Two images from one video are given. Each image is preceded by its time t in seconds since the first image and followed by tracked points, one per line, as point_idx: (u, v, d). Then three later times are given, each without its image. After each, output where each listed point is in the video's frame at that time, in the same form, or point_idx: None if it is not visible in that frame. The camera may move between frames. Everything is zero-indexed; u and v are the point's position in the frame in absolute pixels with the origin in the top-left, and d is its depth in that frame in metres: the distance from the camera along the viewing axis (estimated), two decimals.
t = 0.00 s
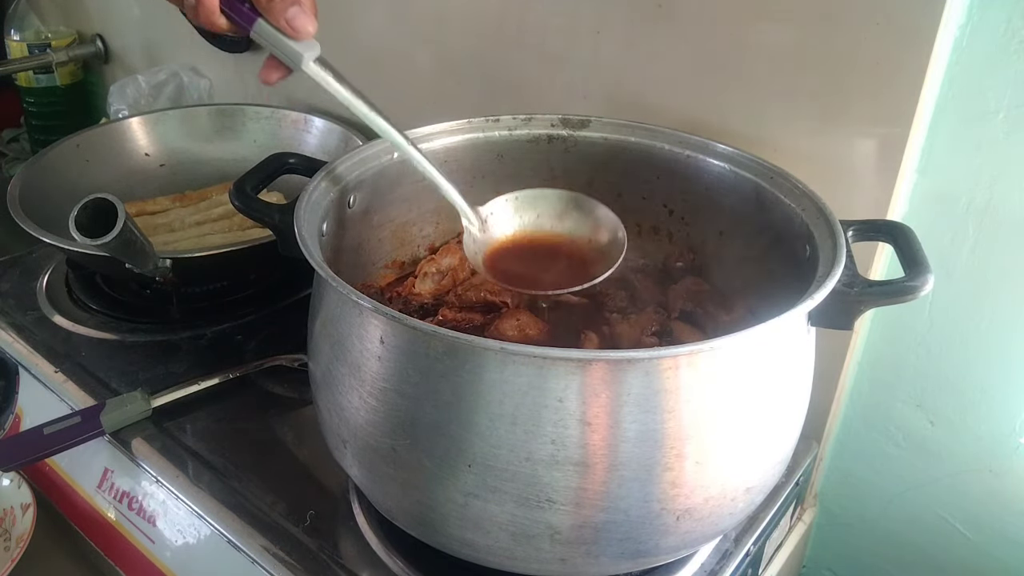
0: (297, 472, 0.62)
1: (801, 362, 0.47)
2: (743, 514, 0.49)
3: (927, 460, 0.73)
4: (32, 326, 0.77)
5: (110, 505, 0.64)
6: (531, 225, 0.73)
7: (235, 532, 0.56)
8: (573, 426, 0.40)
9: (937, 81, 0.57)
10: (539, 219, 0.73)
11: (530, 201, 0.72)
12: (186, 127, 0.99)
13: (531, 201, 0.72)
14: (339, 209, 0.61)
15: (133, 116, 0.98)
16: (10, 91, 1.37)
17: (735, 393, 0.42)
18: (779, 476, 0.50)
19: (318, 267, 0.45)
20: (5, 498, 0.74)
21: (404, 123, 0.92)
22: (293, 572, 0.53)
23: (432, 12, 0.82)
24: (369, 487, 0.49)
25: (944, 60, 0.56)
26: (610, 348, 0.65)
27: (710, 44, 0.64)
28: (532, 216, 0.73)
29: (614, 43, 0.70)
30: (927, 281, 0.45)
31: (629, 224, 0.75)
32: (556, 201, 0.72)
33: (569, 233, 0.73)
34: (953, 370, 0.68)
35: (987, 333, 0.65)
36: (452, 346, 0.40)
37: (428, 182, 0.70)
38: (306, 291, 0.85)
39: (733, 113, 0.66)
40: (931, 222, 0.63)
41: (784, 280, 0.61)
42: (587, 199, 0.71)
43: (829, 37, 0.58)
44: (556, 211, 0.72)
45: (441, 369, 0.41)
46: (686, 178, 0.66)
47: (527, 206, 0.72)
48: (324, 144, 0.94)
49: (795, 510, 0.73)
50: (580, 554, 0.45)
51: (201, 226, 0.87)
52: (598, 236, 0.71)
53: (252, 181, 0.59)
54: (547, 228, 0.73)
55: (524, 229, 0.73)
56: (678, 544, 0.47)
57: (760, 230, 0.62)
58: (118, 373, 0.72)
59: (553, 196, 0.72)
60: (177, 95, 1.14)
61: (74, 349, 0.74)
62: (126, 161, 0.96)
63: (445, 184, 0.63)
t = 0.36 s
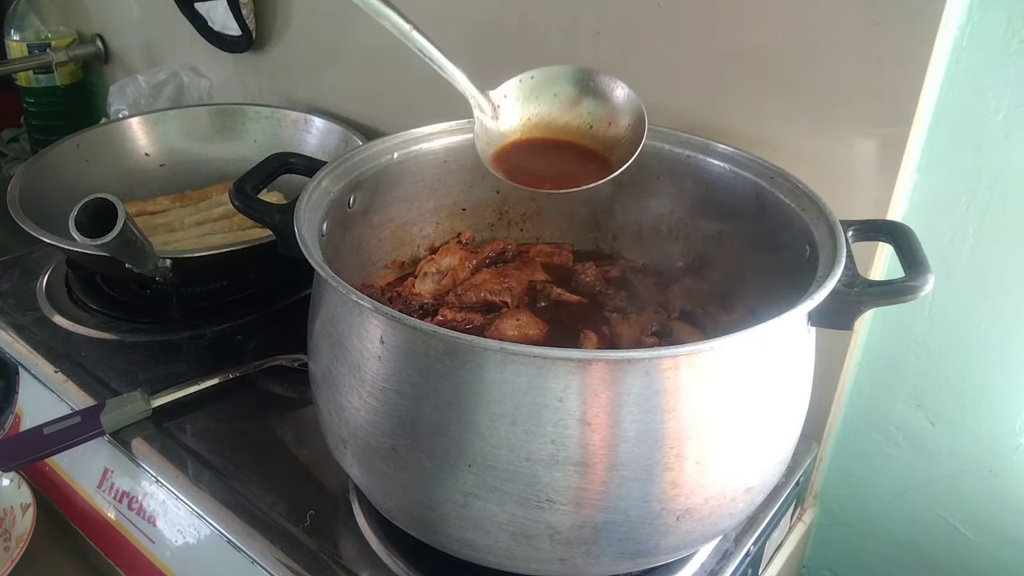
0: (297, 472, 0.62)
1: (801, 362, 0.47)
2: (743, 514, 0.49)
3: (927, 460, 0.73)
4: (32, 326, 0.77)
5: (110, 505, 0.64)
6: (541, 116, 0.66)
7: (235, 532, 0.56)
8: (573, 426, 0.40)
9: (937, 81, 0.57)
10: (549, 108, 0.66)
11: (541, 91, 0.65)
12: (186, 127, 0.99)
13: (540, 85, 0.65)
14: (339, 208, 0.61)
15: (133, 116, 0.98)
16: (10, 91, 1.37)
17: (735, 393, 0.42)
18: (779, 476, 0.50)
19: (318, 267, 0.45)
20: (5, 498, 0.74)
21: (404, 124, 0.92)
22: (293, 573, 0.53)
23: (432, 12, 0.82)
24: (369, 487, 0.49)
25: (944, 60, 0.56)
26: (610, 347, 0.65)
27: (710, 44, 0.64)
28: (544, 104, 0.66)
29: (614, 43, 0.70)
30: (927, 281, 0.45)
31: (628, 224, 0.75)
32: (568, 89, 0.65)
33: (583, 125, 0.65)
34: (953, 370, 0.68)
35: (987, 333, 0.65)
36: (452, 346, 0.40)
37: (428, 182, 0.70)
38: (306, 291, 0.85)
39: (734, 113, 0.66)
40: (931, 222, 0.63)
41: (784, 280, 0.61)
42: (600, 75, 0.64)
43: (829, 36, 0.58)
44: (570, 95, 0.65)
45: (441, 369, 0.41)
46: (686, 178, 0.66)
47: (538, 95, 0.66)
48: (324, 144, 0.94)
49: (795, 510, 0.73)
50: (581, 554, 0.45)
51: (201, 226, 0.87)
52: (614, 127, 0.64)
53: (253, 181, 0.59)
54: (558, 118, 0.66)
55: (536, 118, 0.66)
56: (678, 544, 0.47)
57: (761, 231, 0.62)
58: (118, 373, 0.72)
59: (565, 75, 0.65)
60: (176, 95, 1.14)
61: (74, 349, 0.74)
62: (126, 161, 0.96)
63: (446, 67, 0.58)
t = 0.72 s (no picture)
0: (297, 472, 0.62)
1: (801, 362, 0.47)
2: (743, 514, 0.49)
3: (927, 460, 0.73)
4: (32, 326, 0.77)
5: (110, 505, 0.64)
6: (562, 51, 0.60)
7: (235, 532, 0.56)
8: (573, 426, 0.40)
9: (937, 80, 0.57)
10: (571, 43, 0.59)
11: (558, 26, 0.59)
12: (186, 127, 0.99)
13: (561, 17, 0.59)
14: (339, 208, 0.61)
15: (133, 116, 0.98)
16: (10, 91, 1.37)
17: (735, 393, 0.42)
18: (779, 475, 0.50)
19: (318, 267, 0.45)
20: (6, 499, 0.74)
21: (404, 124, 0.92)
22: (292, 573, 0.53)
23: (433, 12, 0.82)
24: (369, 487, 0.49)
25: (944, 60, 0.56)
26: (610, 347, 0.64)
27: (711, 45, 0.64)
28: (565, 39, 0.59)
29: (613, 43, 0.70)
30: (927, 281, 0.45)
31: (628, 224, 0.75)
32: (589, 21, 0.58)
33: (604, 64, 0.59)
34: (953, 370, 0.68)
35: (987, 332, 0.65)
36: (452, 346, 0.40)
37: (428, 181, 0.70)
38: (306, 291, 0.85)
39: (733, 113, 0.66)
40: (932, 221, 0.63)
41: (784, 280, 0.61)
42: (624, 2, 0.57)
43: (829, 36, 0.58)
44: (593, 27, 0.58)
45: (441, 369, 0.41)
46: (686, 178, 0.66)
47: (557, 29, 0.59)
48: (324, 144, 0.94)
49: (795, 510, 0.73)
50: (581, 554, 0.45)
51: (201, 226, 0.87)
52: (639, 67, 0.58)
53: (253, 181, 0.59)
54: (579, 54, 0.59)
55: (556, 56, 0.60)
56: (678, 544, 0.47)
57: (761, 231, 0.62)
58: (118, 373, 0.72)
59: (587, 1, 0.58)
60: (176, 95, 1.14)
61: (74, 349, 0.74)
62: (126, 161, 0.96)
63: None
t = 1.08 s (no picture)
0: (297, 472, 0.62)
1: (801, 362, 0.47)
2: (743, 514, 0.49)
3: (927, 460, 0.73)
4: (32, 326, 0.77)
5: (110, 505, 0.64)
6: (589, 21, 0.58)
7: (235, 532, 0.56)
8: (573, 426, 0.40)
9: (937, 81, 0.57)
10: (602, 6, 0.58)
11: None
12: (186, 127, 0.99)
13: None
14: (339, 208, 0.60)
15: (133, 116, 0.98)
16: (10, 91, 1.37)
17: (735, 393, 0.42)
18: (778, 476, 0.50)
19: (318, 267, 0.45)
20: (5, 499, 0.74)
21: (404, 124, 0.92)
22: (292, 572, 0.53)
23: (433, 12, 0.82)
24: (369, 487, 0.49)
25: (944, 60, 0.56)
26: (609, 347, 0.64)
27: (711, 45, 0.64)
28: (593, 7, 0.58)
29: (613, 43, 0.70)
30: (927, 281, 0.45)
31: (628, 223, 0.75)
32: None
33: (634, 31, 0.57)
34: (953, 371, 0.68)
35: (986, 332, 0.65)
36: (452, 346, 0.40)
37: (428, 181, 0.70)
38: (306, 291, 0.85)
39: (733, 113, 0.66)
40: (932, 222, 0.63)
41: (784, 280, 0.61)
42: None
43: (829, 36, 0.58)
44: None
45: (441, 369, 0.41)
46: (686, 178, 0.67)
47: None
48: (324, 144, 0.94)
49: (795, 510, 0.73)
50: (581, 554, 0.45)
51: (201, 226, 0.87)
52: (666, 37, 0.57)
53: (252, 181, 0.59)
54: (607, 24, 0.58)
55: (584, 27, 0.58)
56: (678, 544, 0.47)
57: (761, 230, 0.62)
58: (118, 373, 0.72)
59: None
60: (176, 95, 1.14)
61: (74, 349, 0.74)
62: (126, 161, 0.96)
63: None
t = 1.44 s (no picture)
0: (297, 472, 0.62)
1: (801, 362, 0.47)
2: (743, 514, 0.49)
3: (927, 460, 0.73)
4: (33, 325, 0.77)
5: (110, 505, 0.65)
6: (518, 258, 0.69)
7: (235, 532, 0.56)
8: (573, 426, 0.40)
9: (937, 81, 0.57)
10: (531, 246, 0.69)
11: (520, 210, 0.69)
12: (186, 128, 0.99)
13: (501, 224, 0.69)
14: (339, 209, 0.60)
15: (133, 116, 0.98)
16: (10, 91, 1.37)
17: (735, 393, 0.42)
18: (779, 476, 0.50)
19: (318, 267, 0.45)
20: (5, 498, 0.74)
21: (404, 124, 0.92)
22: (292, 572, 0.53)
23: (432, 13, 0.82)
24: (369, 487, 0.49)
25: (944, 61, 0.56)
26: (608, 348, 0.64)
27: (711, 45, 0.64)
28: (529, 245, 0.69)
29: (614, 43, 0.70)
30: (927, 281, 0.45)
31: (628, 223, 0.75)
32: (553, 224, 0.69)
33: (559, 273, 0.70)
34: (953, 371, 0.68)
35: (986, 332, 0.65)
36: (452, 346, 0.40)
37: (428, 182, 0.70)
38: (306, 291, 0.85)
39: (733, 112, 0.66)
40: (932, 222, 0.63)
41: (784, 279, 0.61)
42: (574, 220, 0.70)
43: (829, 36, 0.58)
44: (553, 240, 0.69)
45: (441, 369, 0.41)
46: (686, 179, 0.67)
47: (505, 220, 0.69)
48: (324, 144, 0.94)
49: (795, 510, 0.73)
50: (581, 554, 0.45)
51: (201, 226, 0.87)
52: (580, 281, 0.70)
53: (252, 181, 0.59)
54: (534, 258, 0.69)
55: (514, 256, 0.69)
56: (678, 544, 0.47)
57: (761, 231, 0.62)
58: (118, 372, 0.72)
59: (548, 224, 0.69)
60: (176, 95, 1.14)
61: (74, 349, 0.74)
62: (126, 161, 0.96)
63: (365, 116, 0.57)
